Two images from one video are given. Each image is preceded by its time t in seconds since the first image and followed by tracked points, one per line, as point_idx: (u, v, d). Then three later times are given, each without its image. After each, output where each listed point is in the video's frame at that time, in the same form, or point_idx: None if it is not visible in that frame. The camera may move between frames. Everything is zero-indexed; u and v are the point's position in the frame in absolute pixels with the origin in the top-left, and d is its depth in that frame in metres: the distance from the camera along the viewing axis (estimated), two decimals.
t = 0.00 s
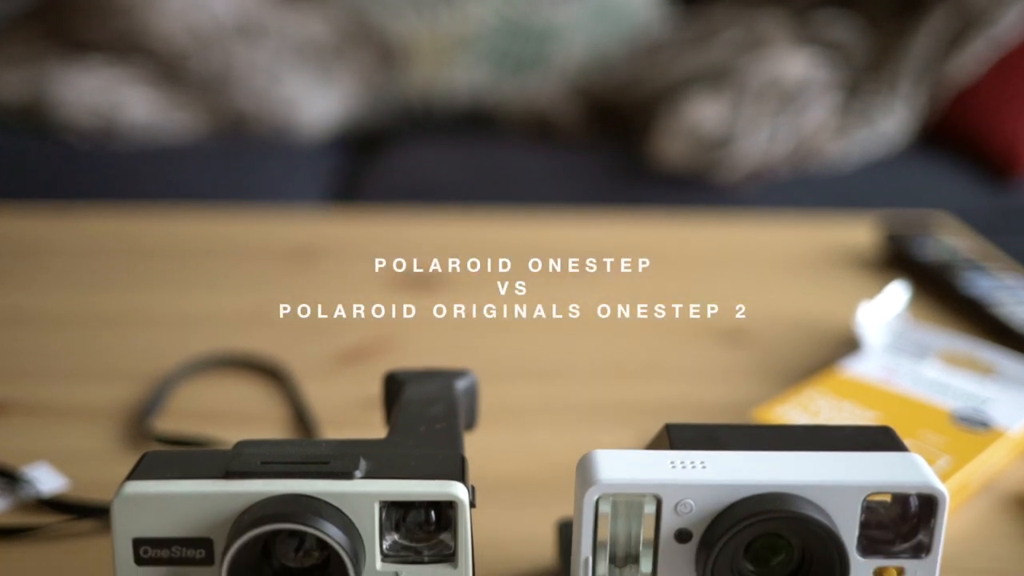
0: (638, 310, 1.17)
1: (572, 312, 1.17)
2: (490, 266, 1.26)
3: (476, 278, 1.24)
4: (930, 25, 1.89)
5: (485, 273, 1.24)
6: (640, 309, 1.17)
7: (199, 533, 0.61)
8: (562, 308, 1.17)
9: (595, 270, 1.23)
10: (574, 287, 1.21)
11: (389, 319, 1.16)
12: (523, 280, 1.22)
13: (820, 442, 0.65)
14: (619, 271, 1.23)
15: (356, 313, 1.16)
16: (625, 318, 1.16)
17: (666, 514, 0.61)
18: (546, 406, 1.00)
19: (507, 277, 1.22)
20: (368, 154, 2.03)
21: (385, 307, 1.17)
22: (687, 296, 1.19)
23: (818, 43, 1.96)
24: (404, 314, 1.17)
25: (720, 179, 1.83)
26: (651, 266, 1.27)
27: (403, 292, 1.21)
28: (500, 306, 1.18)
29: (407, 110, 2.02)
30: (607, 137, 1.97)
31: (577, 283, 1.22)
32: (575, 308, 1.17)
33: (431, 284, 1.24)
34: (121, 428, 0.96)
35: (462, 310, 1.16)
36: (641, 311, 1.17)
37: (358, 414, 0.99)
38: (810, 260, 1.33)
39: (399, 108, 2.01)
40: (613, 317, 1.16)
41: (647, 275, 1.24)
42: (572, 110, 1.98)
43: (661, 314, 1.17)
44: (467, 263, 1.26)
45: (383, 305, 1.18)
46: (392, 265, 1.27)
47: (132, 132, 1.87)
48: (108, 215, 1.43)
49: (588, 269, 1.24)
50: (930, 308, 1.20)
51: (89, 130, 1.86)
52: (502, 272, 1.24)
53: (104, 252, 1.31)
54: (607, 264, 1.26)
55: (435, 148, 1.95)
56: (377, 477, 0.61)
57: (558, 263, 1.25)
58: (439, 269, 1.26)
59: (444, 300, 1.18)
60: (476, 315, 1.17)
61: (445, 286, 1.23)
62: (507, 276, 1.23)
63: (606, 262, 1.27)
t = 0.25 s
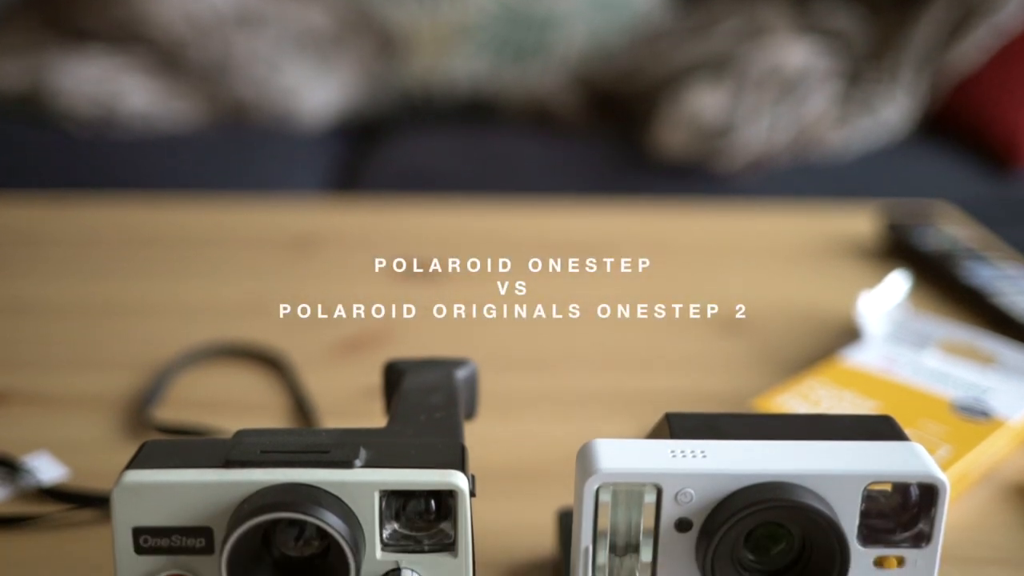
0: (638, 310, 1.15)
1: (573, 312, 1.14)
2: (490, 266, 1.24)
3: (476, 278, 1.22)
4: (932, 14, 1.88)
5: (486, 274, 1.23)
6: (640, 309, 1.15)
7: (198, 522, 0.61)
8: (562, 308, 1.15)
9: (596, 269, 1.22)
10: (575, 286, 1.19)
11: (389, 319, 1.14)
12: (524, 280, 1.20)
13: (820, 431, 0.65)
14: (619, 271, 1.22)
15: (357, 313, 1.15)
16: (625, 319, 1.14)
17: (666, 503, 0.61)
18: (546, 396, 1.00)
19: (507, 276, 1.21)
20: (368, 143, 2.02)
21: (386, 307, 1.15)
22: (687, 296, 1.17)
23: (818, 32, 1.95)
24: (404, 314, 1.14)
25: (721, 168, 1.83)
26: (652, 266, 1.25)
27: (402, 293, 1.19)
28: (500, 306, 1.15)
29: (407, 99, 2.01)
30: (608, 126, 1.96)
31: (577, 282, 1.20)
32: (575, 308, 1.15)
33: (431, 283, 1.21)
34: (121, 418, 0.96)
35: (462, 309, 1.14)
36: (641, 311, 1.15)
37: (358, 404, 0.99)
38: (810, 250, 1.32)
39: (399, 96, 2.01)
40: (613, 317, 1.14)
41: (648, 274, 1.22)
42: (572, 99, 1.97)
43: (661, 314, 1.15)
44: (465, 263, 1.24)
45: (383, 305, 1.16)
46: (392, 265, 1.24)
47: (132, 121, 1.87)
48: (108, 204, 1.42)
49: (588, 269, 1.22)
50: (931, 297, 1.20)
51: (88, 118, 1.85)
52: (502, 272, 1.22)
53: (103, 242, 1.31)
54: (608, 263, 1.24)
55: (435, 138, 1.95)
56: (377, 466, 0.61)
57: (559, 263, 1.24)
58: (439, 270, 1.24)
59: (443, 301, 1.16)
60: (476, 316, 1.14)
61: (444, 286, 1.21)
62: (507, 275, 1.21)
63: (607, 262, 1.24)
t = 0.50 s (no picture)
0: (638, 310, 1.12)
1: (572, 312, 1.12)
2: (491, 267, 1.22)
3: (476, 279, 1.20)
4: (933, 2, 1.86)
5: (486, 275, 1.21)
6: (640, 309, 1.12)
7: (199, 511, 0.61)
8: (562, 308, 1.12)
9: (596, 269, 1.20)
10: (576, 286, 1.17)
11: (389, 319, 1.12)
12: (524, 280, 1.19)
13: (820, 420, 0.65)
14: (619, 270, 1.20)
15: (357, 313, 1.12)
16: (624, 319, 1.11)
17: (666, 492, 0.61)
18: (546, 385, 1.00)
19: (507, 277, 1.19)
20: (368, 132, 2.01)
21: (386, 307, 1.13)
22: (687, 297, 1.15)
23: (819, 21, 1.92)
24: (404, 314, 1.12)
25: (721, 156, 1.83)
26: (652, 266, 1.23)
27: (402, 294, 1.16)
28: (500, 307, 1.13)
29: (406, 88, 2.00)
30: (608, 115, 1.96)
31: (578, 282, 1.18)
32: (575, 308, 1.12)
33: (430, 283, 1.19)
34: (120, 406, 0.96)
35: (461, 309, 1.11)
36: (642, 310, 1.12)
37: (357, 392, 0.99)
38: (811, 239, 1.32)
39: (399, 85, 2.00)
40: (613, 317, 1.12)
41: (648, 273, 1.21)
42: (572, 87, 1.96)
43: (661, 314, 1.13)
44: (466, 263, 1.22)
45: (384, 305, 1.14)
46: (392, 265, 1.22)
47: (132, 110, 1.87)
48: (108, 193, 1.42)
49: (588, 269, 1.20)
50: (931, 286, 1.20)
51: (88, 107, 1.86)
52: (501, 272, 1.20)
53: (102, 231, 1.31)
54: (608, 264, 1.22)
55: (435, 126, 1.94)
56: (377, 455, 0.61)
57: (559, 263, 1.22)
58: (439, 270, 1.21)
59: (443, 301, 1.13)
60: (476, 315, 1.12)
61: (444, 286, 1.18)
62: (507, 275, 1.20)
63: (606, 263, 1.23)
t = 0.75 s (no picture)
0: (638, 310, 1.11)
1: (572, 312, 1.10)
2: (491, 267, 1.20)
3: (476, 278, 1.17)
4: None
5: (486, 275, 1.19)
6: (640, 309, 1.11)
7: (198, 500, 0.61)
8: (562, 308, 1.11)
9: (596, 269, 1.19)
10: (576, 284, 1.16)
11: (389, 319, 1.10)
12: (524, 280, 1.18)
13: (821, 409, 0.65)
14: (619, 270, 1.18)
15: (357, 313, 1.10)
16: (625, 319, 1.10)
17: (666, 481, 0.61)
18: (546, 375, 1.00)
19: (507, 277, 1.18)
20: (368, 121, 2.01)
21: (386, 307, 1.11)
22: (687, 297, 1.13)
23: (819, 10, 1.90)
24: (404, 314, 1.10)
25: (721, 146, 1.83)
26: (653, 266, 1.20)
27: (402, 293, 1.14)
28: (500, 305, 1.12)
29: (406, 78, 1.99)
30: (608, 104, 1.95)
31: (576, 281, 1.17)
32: (575, 308, 1.11)
33: (430, 282, 1.16)
34: (120, 396, 0.96)
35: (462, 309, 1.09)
36: (642, 310, 1.11)
37: (357, 382, 0.99)
38: (811, 229, 1.32)
39: (398, 75, 1.99)
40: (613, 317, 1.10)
41: (648, 273, 1.19)
42: (571, 76, 1.95)
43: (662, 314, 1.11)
44: (466, 262, 1.20)
45: (384, 305, 1.12)
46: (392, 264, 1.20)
47: (131, 100, 1.86)
48: (108, 182, 1.42)
49: (588, 269, 1.19)
50: (932, 276, 1.20)
51: (87, 97, 1.85)
52: (501, 272, 1.19)
53: (101, 221, 1.30)
54: (607, 264, 1.20)
55: (435, 116, 1.94)
56: (377, 444, 0.61)
57: (558, 263, 1.21)
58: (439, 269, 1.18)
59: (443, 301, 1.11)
60: (476, 315, 1.10)
61: (443, 285, 1.16)
62: (507, 276, 1.18)
63: (606, 263, 1.21)
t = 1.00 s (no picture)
0: (638, 310, 1.09)
1: (572, 312, 1.09)
2: (491, 267, 1.18)
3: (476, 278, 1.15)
4: None
5: (486, 275, 1.16)
6: (640, 309, 1.09)
7: (198, 489, 0.61)
8: (562, 308, 1.09)
9: (596, 269, 1.17)
10: (576, 285, 1.15)
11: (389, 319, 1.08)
12: (524, 280, 1.16)
13: (822, 399, 0.65)
14: (619, 270, 1.17)
15: (357, 313, 1.08)
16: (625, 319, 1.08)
17: (666, 470, 0.61)
18: (546, 364, 1.00)
19: (507, 277, 1.16)
20: (367, 111, 2.00)
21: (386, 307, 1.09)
22: (687, 296, 1.12)
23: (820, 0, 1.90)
24: (404, 314, 1.08)
25: (722, 136, 1.82)
26: (653, 266, 1.18)
27: (402, 293, 1.12)
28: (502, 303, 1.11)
29: (406, 67, 1.98)
30: (608, 94, 1.95)
31: (575, 281, 1.15)
32: (575, 308, 1.09)
33: (430, 282, 1.14)
34: (120, 386, 0.95)
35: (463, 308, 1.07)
36: (642, 310, 1.09)
37: (357, 371, 0.98)
38: (812, 219, 1.32)
39: (398, 64, 1.98)
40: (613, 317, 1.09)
41: (648, 273, 1.16)
42: (571, 66, 1.94)
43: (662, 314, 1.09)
44: (466, 262, 1.18)
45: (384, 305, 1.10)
46: (392, 264, 1.17)
47: (130, 89, 1.86)
48: (107, 172, 1.42)
49: (587, 269, 1.17)
50: (933, 265, 1.19)
51: (86, 86, 1.85)
52: (502, 272, 1.17)
53: (101, 210, 1.30)
54: (607, 264, 1.18)
55: (434, 105, 1.93)
56: (377, 433, 0.61)
57: (558, 263, 1.19)
58: (439, 269, 1.16)
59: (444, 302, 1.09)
60: (476, 315, 1.08)
61: (444, 285, 1.14)
62: (507, 276, 1.16)
63: (605, 263, 1.19)
